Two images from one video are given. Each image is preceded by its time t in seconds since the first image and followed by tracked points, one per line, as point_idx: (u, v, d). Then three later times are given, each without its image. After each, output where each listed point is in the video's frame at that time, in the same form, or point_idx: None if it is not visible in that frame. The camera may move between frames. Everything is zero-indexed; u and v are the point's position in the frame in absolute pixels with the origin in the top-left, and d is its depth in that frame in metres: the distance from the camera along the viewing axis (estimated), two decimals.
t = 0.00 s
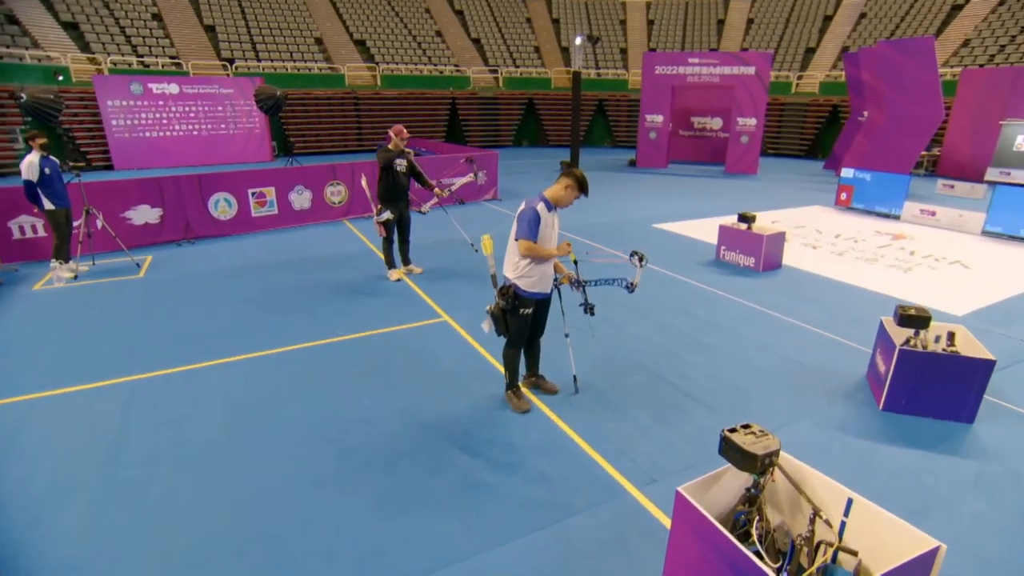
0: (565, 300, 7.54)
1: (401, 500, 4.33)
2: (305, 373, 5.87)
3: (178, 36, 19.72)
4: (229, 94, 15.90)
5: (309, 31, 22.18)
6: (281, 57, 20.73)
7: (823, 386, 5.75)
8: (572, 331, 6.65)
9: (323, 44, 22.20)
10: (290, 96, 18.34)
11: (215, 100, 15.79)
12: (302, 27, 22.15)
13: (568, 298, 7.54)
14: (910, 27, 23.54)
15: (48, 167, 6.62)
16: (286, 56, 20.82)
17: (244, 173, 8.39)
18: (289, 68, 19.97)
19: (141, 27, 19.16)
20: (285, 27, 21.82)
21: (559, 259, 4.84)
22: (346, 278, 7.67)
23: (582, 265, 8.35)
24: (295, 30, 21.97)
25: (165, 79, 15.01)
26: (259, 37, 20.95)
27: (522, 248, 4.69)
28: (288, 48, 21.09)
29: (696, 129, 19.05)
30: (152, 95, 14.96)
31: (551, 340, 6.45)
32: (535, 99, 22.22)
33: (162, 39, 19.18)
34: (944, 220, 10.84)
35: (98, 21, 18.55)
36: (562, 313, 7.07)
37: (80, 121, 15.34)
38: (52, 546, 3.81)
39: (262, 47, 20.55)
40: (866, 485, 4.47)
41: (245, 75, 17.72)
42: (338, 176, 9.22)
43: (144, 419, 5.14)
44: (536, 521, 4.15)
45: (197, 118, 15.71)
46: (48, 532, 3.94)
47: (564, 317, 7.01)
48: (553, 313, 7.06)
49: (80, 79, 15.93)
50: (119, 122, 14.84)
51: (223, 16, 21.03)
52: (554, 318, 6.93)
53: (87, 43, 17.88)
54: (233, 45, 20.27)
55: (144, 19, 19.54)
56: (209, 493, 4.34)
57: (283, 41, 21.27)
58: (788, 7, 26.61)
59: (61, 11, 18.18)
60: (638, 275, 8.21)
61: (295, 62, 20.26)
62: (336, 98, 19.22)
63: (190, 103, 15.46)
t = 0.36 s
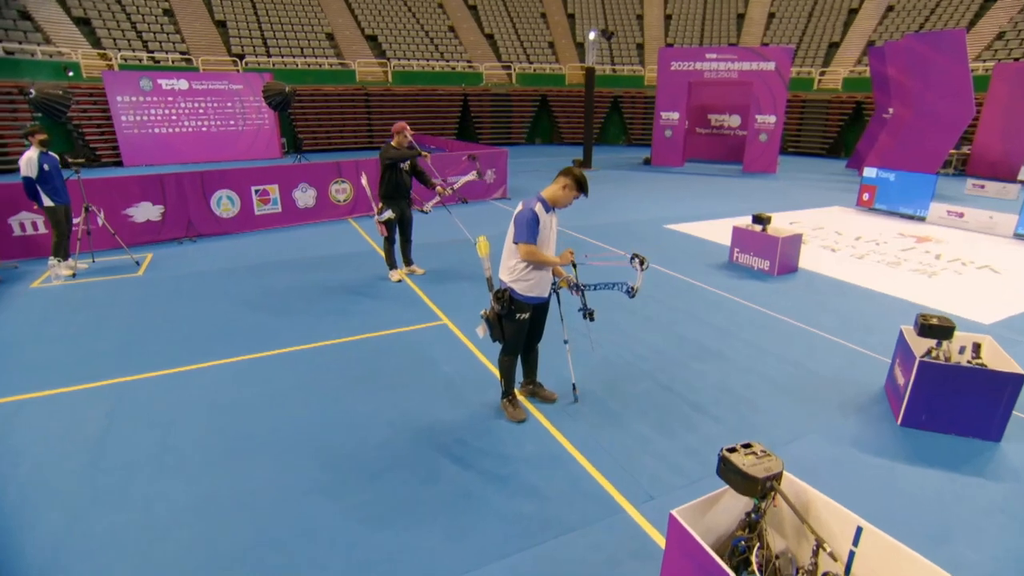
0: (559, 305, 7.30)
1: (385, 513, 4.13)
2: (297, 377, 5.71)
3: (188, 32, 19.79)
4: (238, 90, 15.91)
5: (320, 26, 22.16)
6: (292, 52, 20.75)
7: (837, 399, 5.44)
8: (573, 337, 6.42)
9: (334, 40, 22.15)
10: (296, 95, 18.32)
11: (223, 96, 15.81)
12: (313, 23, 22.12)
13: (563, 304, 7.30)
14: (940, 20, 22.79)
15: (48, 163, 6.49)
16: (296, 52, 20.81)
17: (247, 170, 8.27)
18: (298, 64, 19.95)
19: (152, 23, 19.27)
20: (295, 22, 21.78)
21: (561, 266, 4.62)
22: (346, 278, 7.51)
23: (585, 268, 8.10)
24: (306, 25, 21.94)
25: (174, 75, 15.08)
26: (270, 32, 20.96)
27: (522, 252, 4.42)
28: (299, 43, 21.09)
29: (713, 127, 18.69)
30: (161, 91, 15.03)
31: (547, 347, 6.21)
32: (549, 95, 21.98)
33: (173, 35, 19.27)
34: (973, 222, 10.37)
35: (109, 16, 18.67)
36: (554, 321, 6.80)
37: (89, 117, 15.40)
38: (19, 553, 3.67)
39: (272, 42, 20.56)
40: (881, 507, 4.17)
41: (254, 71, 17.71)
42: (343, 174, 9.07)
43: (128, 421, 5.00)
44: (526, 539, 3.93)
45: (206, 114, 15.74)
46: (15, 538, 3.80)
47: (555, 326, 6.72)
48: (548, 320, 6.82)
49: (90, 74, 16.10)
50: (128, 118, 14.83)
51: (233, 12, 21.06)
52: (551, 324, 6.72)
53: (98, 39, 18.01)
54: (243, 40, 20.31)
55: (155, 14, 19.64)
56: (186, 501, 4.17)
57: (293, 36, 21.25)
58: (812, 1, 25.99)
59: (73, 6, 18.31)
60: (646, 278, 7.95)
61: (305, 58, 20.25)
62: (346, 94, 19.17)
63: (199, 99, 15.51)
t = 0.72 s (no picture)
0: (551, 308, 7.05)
1: (364, 529, 3.91)
2: (287, 380, 5.54)
3: (201, 26, 19.85)
4: (249, 86, 15.92)
5: (334, 21, 22.11)
6: (305, 47, 20.72)
7: (853, 414, 5.10)
8: (573, 343, 6.18)
9: (348, 35, 22.08)
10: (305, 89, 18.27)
11: (235, 92, 15.82)
12: (327, 17, 22.08)
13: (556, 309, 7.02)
14: (975, 11, 21.91)
15: (47, 158, 6.41)
16: (309, 48, 20.78)
17: (250, 167, 8.15)
18: (310, 59, 19.89)
19: (165, 18, 19.37)
20: (308, 16, 21.74)
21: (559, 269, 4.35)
22: (346, 279, 7.33)
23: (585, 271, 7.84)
24: (320, 19, 21.90)
25: (185, 70, 15.14)
26: (282, 27, 20.95)
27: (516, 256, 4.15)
28: (312, 38, 21.05)
29: (733, 124, 18.26)
30: (172, 86, 15.09)
31: (543, 354, 5.97)
32: (565, 92, 21.70)
33: (185, 30, 19.34)
34: (1007, 225, 9.84)
35: (123, 11, 18.79)
36: (554, 327, 6.55)
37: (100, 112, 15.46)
38: None
39: (285, 37, 20.55)
40: (900, 534, 3.83)
41: (266, 66, 17.70)
42: (349, 170, 8.91)
43: (109, 424, 4.85)
44: (509, 560, 3.69)
45: (216, 110, 15.78)
46: None
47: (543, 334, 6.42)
48: (545, 326, 6.58)
49: (101, 68, 16.19)
50: (140, 114, 14.90)
51: (246, 6, 21.08)
52: (550, 331, 6.48)
53: (111, 34, 18.14)
54: (256, 35, 20.32)
55: (168, 9, 19.74)
56: (161, 511, 4.00)
57: (306, 31, 21.23)
58: None
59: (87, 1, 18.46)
60: (655, 282, 7.66)
61: (318, 53, 20.19)
62: (359, 91, 19.13)
63: (210, 95, 15.55)
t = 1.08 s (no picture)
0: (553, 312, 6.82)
1: (339, 541, 3.71)
2: (278, 381, 5.38)
3: (217, 21, 19.91)
4: (263, 80, 15.97)
5: (351, 15, 22.03)
6: (321, 42, 20.66)
7: (871, 430, 4.76)
8: (575, 349, 5.92)
9: (364, 29, 21.99)
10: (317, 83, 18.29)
11: (248, 86, 15.86)
12: (343, 11, 22.00)
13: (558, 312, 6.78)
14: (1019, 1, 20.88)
15: (48, 153, 6.40)
16: (325, 42, 20.70)
17: (257, 163, 8.05)
18: (325, 54, 19.86)
19: (181, 12, 19.47)
20: (324, 10, 21.69)
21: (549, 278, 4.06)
22: (348, 278, 7.18)
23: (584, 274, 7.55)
24: (336, 13, 21.82)
25: (199, 64, 15.21)
26: (298, 21, 20.92)
27: (502, 256, 3.91)
28: (328, 33, 20.98)
29: (758, 121, 17.78)
30: (187, 80, 15.17)
31: (542, 361, 5.73)
32: (584, 88, 21.38)
33: (201, 24, 19.41)
34: None
35: (139, 6, 18.93)
36: (556, 332, 6.31)
37: (117, 108, 15.65)
38: None
39: (300, 31, 20.52)
40: (920, 564, 3.49)
41: (280, 61, 17.68)
42: (357, 167, 8.76)
43: (92, 424, 4.73)
44: None
45: (230, 104, 15.80)
46: None
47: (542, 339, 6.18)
48: (543, 332, 6.34)
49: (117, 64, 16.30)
50: (154, 108, 15.05)
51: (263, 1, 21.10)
52: (552, 336, 6.24)
53: (127, 29, 18.30)
54: (271, 29, 20.33)
55: (185, 4, 19.85)
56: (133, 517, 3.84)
57: (322, 25, 21.16)
58: None
59: None
60: (666, 285, 7.36)
61: (333, 47, 20.12)
62: (373, 86, 19.13)
63: (224, 90, 15.59)
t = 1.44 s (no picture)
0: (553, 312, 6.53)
1: (312, 555, 3.50)
2: (268, 382, 5.19)
3: (234, 14, 19.89)
4: (278, 75, 15.90)
5: (369, 8, 21.88)
6: (337, 35, 20.53)
7: (893, 449, 4.39)
8: (578, 356, 5.64)
9: (382, 22, 21.81)
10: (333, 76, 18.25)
11: (264, 81, 15.85)
12: (361, 5, 21.86)
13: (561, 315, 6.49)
14: None
15: (51, 146, 6.36)
16: (342, 36, 20.58)
17: (266, 158, 7.93)
18: (342, 47, 19.72)
19: (199, 6, 19.51)
20: (343, 4, 21.58)
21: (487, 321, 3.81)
22: (351, 277, 7.01)
23: (588, 279, 7.24)
24: (354, 7, 21.70)
25: (215, 59, 15.25)
26: (315, 15, 20.82)
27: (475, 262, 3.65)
28: (345, 26, 20.85)
29: (787, 118, 17.25)
30: (202, 74, 15.23)
31: (541, 367, 5.46)
32: (605, 83, 21.01)
33: (218, 17, 19.42)
34: None
35: None
36: (559, 336, 6.02)
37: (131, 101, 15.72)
38: None
39: (318, 25, 20.44)
40: None
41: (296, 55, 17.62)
42: (368, 163, 8.58)
43: (73, 423, 4.59)
44: None
45: (246, 100, 15.82)
46: None
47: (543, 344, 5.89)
48: (541, 337, 6.05)
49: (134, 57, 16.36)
50: (168, 103, 15.09)
51: None
52: (555, 340, 5.97)
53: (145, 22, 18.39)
54: (288, 23, 20.28)
55: None
56: (100, 526, 3.67)
57: (340, 19, 21.01)
58: None
59: None
60: (679, 289, 7.02)
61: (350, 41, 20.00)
62: (390, 79, 19.00)
63: (238, 84, 15.61)
